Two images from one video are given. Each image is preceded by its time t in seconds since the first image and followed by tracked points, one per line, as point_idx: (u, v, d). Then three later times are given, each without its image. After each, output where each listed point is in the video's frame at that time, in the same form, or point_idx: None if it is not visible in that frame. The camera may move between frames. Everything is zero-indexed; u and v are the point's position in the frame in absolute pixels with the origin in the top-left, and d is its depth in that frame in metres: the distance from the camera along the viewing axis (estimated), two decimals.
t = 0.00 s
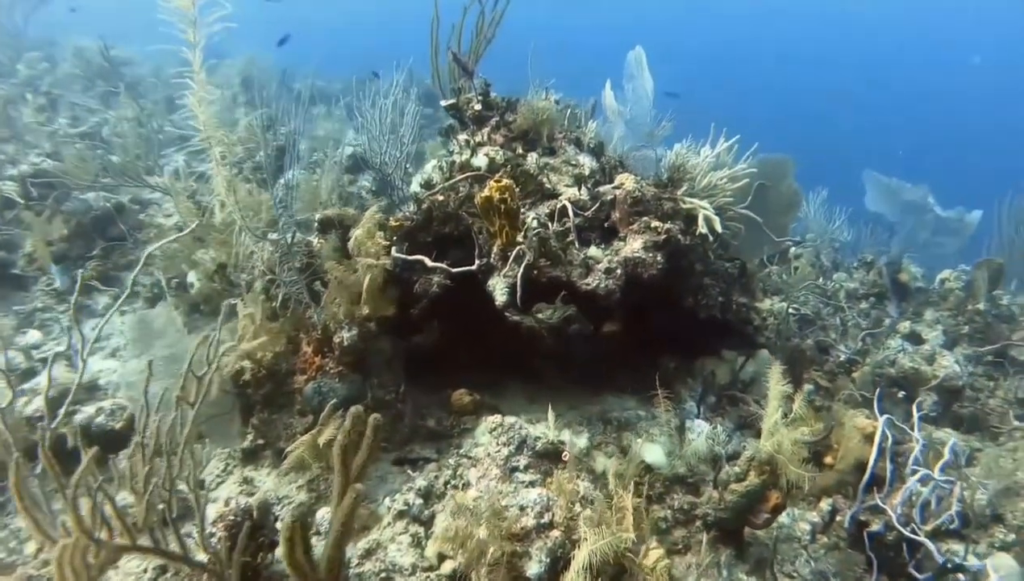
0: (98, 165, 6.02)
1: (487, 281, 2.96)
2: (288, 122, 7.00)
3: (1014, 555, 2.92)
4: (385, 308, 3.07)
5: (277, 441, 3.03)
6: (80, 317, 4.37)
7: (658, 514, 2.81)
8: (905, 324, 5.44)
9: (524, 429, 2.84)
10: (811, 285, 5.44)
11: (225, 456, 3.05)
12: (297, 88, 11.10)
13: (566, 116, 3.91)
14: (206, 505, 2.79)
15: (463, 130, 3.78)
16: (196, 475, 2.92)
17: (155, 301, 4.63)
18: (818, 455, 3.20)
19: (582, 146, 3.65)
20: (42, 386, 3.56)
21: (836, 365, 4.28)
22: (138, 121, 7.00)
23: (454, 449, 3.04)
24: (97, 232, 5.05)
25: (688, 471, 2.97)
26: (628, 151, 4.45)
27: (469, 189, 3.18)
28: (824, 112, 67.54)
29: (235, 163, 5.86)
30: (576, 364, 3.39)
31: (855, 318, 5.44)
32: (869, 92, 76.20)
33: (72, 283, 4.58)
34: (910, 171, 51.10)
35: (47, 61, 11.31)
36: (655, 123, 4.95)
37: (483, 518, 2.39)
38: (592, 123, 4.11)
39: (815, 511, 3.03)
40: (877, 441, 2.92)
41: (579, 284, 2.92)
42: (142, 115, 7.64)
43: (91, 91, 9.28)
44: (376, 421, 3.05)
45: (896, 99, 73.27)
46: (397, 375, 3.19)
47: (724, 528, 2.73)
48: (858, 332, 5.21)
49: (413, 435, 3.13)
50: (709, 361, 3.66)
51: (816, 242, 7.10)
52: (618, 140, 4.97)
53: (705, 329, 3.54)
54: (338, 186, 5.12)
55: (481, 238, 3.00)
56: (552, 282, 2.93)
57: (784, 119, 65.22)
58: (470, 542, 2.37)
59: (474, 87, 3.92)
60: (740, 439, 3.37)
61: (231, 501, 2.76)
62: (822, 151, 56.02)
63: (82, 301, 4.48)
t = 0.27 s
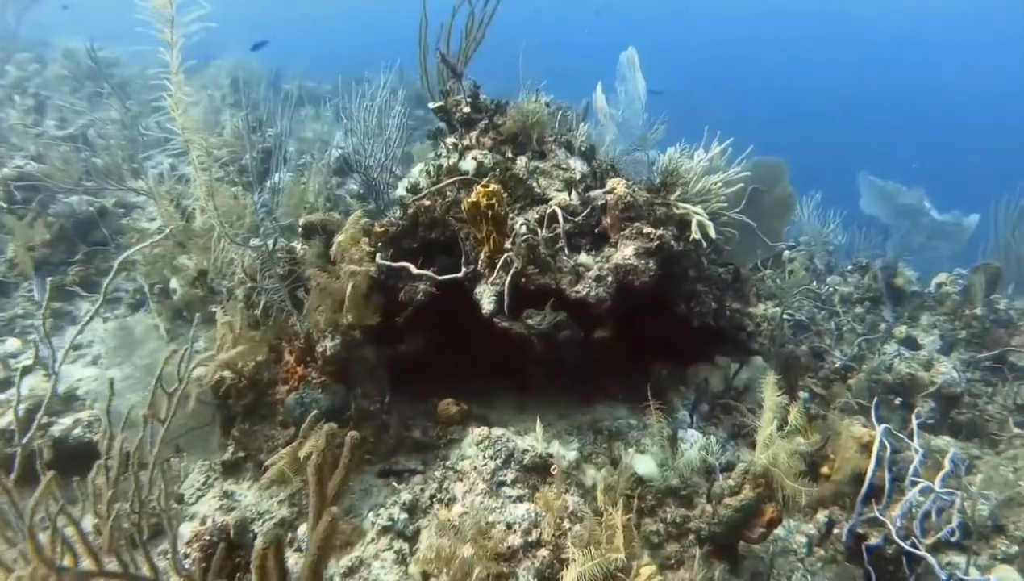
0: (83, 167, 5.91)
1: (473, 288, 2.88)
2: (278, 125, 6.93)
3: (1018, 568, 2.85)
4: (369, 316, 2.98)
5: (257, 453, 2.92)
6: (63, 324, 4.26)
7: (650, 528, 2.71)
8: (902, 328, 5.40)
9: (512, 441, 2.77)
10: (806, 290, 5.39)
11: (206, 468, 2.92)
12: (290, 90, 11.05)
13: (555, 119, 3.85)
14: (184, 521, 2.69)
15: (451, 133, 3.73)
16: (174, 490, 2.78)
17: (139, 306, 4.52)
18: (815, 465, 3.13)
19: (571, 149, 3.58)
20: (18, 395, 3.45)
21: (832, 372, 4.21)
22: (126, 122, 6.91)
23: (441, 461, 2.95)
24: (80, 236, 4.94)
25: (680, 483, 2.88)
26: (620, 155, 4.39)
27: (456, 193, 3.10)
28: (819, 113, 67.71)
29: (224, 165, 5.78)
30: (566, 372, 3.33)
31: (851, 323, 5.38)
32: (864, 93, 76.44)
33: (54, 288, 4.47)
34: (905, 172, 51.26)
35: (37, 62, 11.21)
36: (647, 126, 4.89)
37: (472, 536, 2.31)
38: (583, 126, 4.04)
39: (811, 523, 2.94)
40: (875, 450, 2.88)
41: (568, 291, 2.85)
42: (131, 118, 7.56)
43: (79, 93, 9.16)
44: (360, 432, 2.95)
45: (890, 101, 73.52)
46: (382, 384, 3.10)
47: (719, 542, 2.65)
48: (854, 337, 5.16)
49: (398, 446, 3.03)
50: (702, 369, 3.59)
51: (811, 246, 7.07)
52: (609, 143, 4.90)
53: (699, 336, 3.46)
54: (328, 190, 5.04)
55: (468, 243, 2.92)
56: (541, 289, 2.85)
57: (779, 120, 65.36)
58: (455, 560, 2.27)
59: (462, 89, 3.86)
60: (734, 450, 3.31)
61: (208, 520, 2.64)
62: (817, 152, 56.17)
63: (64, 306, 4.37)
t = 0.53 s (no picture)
0: (77, 170, 5.85)
1: (465, 295, 2.81)
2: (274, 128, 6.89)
3: None
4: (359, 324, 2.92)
5: (244, 465, 2.83)
6: (54, 329, 4.18)
7: (647, 541, 2.63)
8: (905, 334, 5.32)
9: (504, 454, 2.71)
10: (807, 294, 5.32)
11: (193, 480, 2.85)
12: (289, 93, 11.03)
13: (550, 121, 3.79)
14: (168, 536, 2.60)
15: (445, 136, 3.67)
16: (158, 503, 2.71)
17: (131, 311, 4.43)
18: (818, 476, 3.05)
19: (567, 153, 3.52)
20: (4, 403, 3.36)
21: (835, 378, 4.13)
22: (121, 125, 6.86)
23: (433, 472, 2.88)
24: (70, 240, 4.84)
25: (679, 495, 2.79)
26: (617, 158, 4.33)
27: (448, 198, 3.04)
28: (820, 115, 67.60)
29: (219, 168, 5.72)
30: (561, 380, 3.27)
31: (854, 328, 5.30)
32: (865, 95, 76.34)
33: (44, 293, 4.39)
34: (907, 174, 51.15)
35: (35, 65, 11.18)
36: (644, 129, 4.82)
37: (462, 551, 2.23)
38: (579, 129, 3.97)
39: (814, 536, 2.81)
40: (880, 461, 2.86)
41: (563, 298, 2.78)
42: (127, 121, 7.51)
43: (75, 95, 9.10)
44: (350, 443, 2.87)
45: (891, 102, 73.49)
46: (373, 393, 3.03)
47: (719, 557, 2.56)
48: (857, 342, 5.08)
49: (389, 457, 2.95)
50: (701, 376, 3.52)
51: (812, 249, 7.01)
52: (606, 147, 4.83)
53: (698, 343, 3.38)
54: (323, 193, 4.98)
55: (459, 250, 2.85)
56: (535, 296, 2.77)
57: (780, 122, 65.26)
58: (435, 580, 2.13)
59: (456, 91, 3.81)
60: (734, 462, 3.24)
61: (190, 537, 2.49)
62: (818, 154, 56.09)
63: (53, 312, 4.27)
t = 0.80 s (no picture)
0: (78, 174, 5.80)
1: (463, 301, 2.74)
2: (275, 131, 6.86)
3: None
4: (354, 331, 2.85)
5: (238, 475, 2.75)
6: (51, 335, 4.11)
7: (649, 555, 2.55)
8: (914, 339, 5.23)
9: (502, 465, 2.64)
10: (814, 299, 5.21)
11: (186, 487, 2.76)
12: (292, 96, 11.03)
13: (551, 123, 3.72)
14: (158, 549, 2.50)
15: (443, 138, 3.62)
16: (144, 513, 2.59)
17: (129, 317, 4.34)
18: (826, 488, 2.97)
19: (567, 155, 3.45)
20: None
21: (844, 386, 4.03)
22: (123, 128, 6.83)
23: (431, 483, 2.81)
24: (68, 246, 4.78)
25: (683, 508, 2.70)
26: (620, 161, 4.27)
27: (446, 201, 2.97)
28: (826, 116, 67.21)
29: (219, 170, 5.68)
30: (562, 387, 3.20)
31: (863, 333, 5.19)
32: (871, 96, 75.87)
33: (42, 298, 4.33)
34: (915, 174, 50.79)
35: (40, 68, 11.20)
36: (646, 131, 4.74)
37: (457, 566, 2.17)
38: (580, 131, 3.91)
39: (823, 550, 2.68)
40: (892, 472, 2.77)
41: (563, 305, 2.70)
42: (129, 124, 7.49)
43: (78, 99, 9.07)
44: (345, 453, 2.80)
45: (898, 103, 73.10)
46: (370, 402, 2.97)
47: (724, 573, 2.50)
48: (865, 348, 4.99)
49: (386, 467, 2.88)
50: (706, 383, 3.43)
51: (818, 253, 6.92)
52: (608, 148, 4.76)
53: (703, 348, 3.30)
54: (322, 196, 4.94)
55: (456, 255, 2.78)
56: (534, 303, 2.70)
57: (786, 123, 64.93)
58: None
59: (455, 93, 3.76)
60: (741, 472, 3.15)
61: (179, 550, 2.44)
62: (825, 155, 55.79)
63: (51, 317, 4.21)
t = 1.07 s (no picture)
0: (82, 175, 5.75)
1: (465, 307, 2.67)
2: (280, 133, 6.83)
3: None
4: (355, 337, 2.80)
5: (236, 485, 2.67)
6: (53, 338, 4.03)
7: (657, 570, 2.47)
8: (927, 343, 5.11)
9: (505, 478, 2.55)
10: (825, 301, 5.10)
11: (186, 496, 2.69)
12: (298, 97, 11.01)
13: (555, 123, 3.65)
14: (154, 561, 2.43)
15: (446, 139, 3.55)
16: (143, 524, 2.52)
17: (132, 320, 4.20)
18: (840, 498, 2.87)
19: (573, 156, 3.37)
20: None
21: (857, 392, 3.93)
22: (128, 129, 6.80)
23: (432, 493, 2.74)
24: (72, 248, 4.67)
25: (693, 521, 2.61)
26: (625, 162, 4.19)
27: (448, 204, 2.90)
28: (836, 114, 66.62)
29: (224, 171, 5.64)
30: (567, 393, 3.13)
31: (875, 336, 5.07)
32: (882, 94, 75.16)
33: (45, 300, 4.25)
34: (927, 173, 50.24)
35: (48, 70, 11.21)
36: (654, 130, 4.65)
37: None
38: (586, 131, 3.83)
39: (837, 563, 2.54)
40: (912, 484, 2.68)
41: (568, 311, 2.62)
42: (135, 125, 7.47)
43: (85, 99, 9.04)
44: (345, 463, 2.74)
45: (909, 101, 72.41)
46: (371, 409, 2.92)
47: None
48: (879, 352, 4.87)
49: (386, 477, 2.81)
50: (715, 389, 3.34)
51: (829, 254, 6.80)
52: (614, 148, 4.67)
53: (712, 354, 3.21)
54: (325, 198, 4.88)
55: (458, 260, 2.71)
56: (538, 308, 2.62)
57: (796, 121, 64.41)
58: None
59: (458, 93, 3.69)
60: (751, 483, 3.07)
61: (172, 564, 2.36)
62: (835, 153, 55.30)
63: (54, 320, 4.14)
